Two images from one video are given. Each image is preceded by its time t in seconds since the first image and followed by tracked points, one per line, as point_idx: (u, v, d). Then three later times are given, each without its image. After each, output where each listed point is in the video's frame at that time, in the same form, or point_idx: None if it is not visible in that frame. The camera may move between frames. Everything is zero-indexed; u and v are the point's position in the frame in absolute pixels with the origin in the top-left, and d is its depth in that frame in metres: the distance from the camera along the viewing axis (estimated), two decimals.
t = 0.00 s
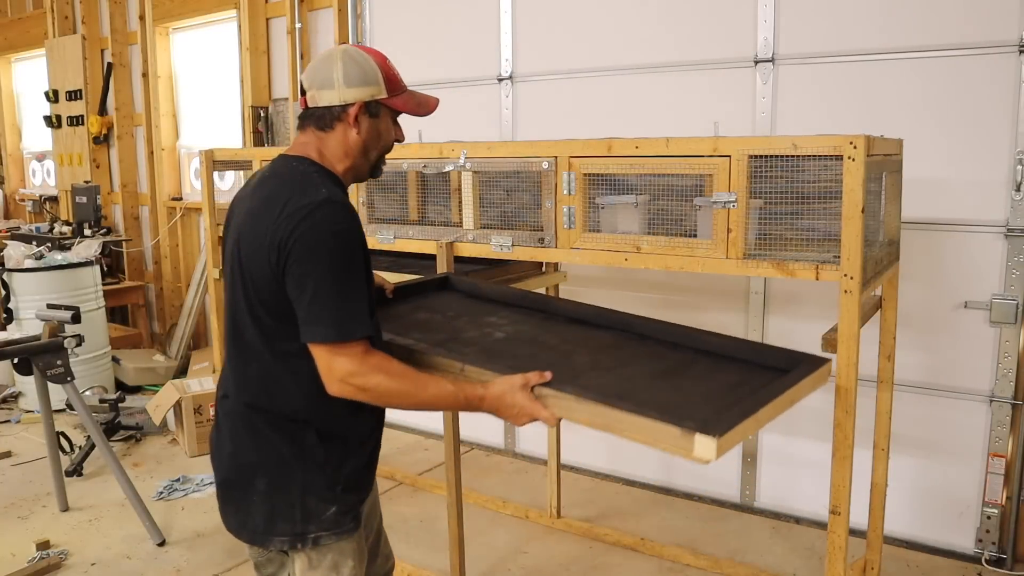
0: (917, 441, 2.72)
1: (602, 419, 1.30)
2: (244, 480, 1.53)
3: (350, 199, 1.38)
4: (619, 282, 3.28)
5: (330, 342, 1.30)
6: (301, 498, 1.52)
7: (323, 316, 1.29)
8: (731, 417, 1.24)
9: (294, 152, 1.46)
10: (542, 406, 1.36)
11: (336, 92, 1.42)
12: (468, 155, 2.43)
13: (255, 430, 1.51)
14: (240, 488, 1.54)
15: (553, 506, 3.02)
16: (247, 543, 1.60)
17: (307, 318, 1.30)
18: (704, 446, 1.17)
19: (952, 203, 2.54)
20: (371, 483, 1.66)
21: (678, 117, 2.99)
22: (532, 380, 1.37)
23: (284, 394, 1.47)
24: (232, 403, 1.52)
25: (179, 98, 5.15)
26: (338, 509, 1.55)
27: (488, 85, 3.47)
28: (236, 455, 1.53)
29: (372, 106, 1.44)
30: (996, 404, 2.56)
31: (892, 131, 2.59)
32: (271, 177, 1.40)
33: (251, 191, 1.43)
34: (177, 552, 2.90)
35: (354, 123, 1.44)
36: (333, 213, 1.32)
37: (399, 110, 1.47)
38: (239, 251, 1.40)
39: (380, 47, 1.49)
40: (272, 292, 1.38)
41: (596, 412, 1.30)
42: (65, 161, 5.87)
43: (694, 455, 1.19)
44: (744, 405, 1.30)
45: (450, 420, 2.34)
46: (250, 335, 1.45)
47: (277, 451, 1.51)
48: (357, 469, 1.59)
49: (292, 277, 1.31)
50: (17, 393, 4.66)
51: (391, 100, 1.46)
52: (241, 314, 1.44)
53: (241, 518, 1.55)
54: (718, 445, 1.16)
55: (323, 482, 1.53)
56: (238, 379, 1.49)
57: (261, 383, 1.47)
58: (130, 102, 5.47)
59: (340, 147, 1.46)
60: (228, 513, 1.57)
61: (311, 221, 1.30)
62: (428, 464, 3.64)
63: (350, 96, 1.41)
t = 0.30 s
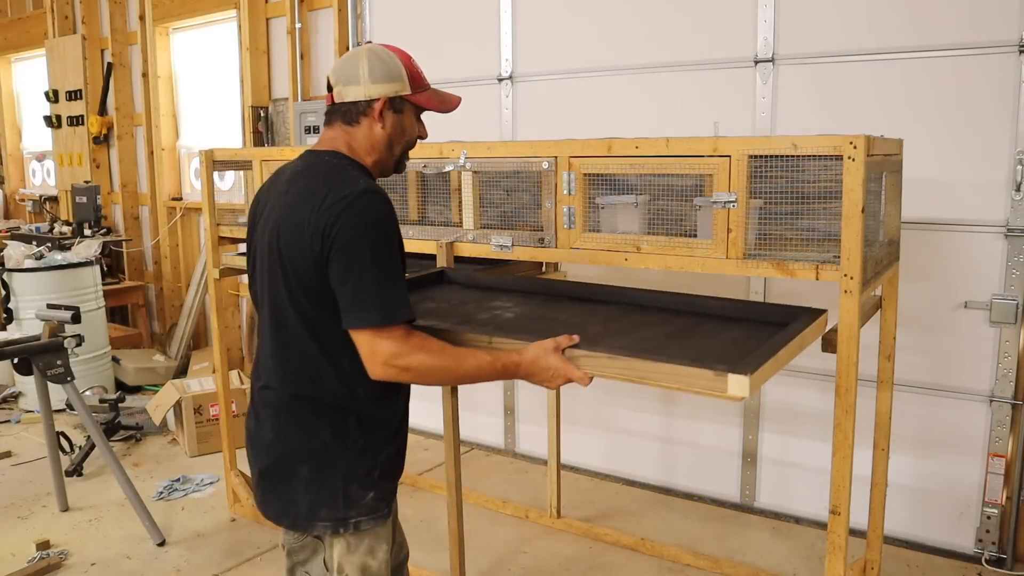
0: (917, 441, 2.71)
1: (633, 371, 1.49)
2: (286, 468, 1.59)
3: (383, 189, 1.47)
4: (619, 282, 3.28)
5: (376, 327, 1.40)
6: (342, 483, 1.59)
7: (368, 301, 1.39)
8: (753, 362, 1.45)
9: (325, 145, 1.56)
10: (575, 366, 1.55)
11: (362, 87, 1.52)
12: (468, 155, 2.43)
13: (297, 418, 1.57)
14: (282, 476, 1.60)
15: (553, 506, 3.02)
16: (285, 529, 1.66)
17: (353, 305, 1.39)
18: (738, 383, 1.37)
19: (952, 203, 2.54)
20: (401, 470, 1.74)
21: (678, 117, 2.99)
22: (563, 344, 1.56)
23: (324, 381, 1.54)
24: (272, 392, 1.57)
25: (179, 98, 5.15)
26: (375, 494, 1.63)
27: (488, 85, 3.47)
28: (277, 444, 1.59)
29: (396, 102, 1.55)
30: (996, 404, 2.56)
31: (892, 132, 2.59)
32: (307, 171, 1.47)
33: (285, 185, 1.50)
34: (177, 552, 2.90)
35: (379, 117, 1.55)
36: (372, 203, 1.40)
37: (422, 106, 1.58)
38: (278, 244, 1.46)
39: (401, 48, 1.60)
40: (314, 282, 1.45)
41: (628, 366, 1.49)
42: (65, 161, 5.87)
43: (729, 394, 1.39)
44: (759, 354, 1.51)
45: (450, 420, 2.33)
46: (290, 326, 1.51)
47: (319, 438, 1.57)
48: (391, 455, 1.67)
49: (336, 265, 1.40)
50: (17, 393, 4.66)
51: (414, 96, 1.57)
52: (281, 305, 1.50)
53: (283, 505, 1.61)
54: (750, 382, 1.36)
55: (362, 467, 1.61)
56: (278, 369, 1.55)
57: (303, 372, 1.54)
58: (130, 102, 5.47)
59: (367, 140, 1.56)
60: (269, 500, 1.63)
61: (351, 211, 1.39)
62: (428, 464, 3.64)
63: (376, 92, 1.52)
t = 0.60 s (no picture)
0: (917, 441, 2.71)
1: (661, 373, 1.64)
2: (300, 465, 1.60)
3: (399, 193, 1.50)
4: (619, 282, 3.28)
5: (402, 327, 1.44)
6: (356, 478, 1.61)
7: (393, 304, 1.43)
8: (778, 363, 1.59)
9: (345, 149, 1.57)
10: (601, 368, 1.69)
11: (388, 89, 1.55)
12: (468, 155, 2.42)
13: (312, 416, 1.58)
14: (296, 474, 1.60)
15: (553, 506, 3.02)
16: (294, 525, 1.66)
17: (377, 307, 1.43)
18: (768, 385, 1.51)
19: (953, 204, 2.54)
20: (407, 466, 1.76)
21: (677, 117, 2.99)
22: (590, 345, 1.71)
23: (340, 380, 1.56)
24: (286, 391, 1.58)
25: (179, 98, 5.15)
26: (387, 489, 1.66)
27: (488, 85, 3.47)
28: (292, 442, 1.59)
29: (412, 106, 1.61)
30: (996, 404, 2.56)
31: (892, 131, 2.58)
32: (323, 174, 1.49)
33: (301, 187, 1.51)
34: (176, 552, 2.90)
35: (400, 121, 1.60)
36: (393, 208, 1.45)
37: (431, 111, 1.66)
38: (297, 245, 1.47)
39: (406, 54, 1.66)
40: (334, 284, 1.47)
41: (657, 366, 1.64)
42: (65, 161, 5.87)
43: (758, 395, 1.53)
44: (783, 353, 1.65)
45: (450, 419, 2.33)
46: (306, 326, 1.52)
47: (334, 435, 1.59)
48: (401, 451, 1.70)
49: (360, 268, 1.43)
50: (17, 393, 4.66)
51: (424, 101, 1.64)
52: (298, 306, 1.51)
53: (296, 503, 1.62)
54: (779, 383, 1.51)
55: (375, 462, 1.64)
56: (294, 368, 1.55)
57: (319, 371, 1.54)
58: (130, 102, 5.47)
59: (384, 143, 1.60)
60: (281, 499, 1.63)
61: (374, 215, 1.43)
62: (428, 464, 3.64)
63: (400, 96, 1.57)
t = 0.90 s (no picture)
0: (917, 441, 2.71)
1: (674, 363, 1.74)
2: (304, 464, 1.60)
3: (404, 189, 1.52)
4: (620, 282, 3.28)
5: (409, 323, 1.45)
6: (360, 477, 1.62)
7: (400, 299, 1.44)
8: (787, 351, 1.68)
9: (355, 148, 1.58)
10: (612, 360, 1.76)
11: (402, 91, 1.59)
12: (468, 155, 2.42)
13: (317, 415, 1.57)
14: (298, 472, 1.61)
15: (553, 506, 3.02)
16: (296, 524, 1.65)
17: (384, 304, 1.44)
18: (778, 371, 1.60)
19: (953, 203, 2.54)
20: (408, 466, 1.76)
21: (677, 118, 2.99)
22: (601, 336, 1.79)
23: (345, 378, 1.56)
24: (290, 390, 1.57)
25: (179, 98, 5.15)
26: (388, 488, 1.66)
27: (488, 85, 3.47)
28: (296, 442, 1.59)
29: (415, 109, 1.66)
30: (996, 404, 2.56)
31: (892, 131, 2.58)
32: (328, 172, 1.50)
33: (305, 186, 1.52)
34: (176, 552, 2.90)
35: (409, 122, 1.65)
36: (399, 203, 1.46)
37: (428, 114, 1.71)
38: (303, 243, 1.48)
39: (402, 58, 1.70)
40: (340, 281, 1.48)
41: (668, 357, 1.74)
42: (65, 161, 5.87)
43: (767, 380, 1.62)
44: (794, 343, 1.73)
45: (450, 419, 2.33)
46: (311, 324, 1.52)
47: (338, 434, 1.59)
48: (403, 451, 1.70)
49: (367, 264, 1.44)
50: (17, 393, 4.66)
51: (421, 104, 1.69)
52: (304, 305, 1.51)
53: (299, 503, 1.61)
54: (788, 369, 1.59)
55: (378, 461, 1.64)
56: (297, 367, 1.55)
57: (324, 369, 1.55)
58: (130, 102, 5.47)
59: (391, 144, 1.64)
60: (285, 499, 1.63)
61: (380, 212, 1.44)
62: (428, 464, 3.64)
63: (409, 99, 1.61)
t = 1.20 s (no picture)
0: (917, 441, 2.71)
1: (663, 355, 1.74)
2: (303, 455, 1.61)
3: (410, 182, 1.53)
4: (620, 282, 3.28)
5: (411, 313, 1.46)
6: (357, 472, 1.61)
7: (402, 291, 1.45)
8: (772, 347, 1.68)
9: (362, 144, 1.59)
10: (604, 350, 1.78)
11: (407, 89, 1.60)
12: (468, 155, 2.42)
13: (316, 407, 1.57)
14: (298, 463, 1.62)
15: (553, 506, 3.02)
16: (291, 516, 1.67)
17: (387, 295, 1.45)
18: (760, 364, 1.59)
19: (953, 204, 2.54)
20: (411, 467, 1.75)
21: (677, 118, 2.99)
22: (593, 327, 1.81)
23: (346, 371, 1.56)
24: (292, 381, 1.58)
25: (179, 99, 5.15)
26: (387, 486, 1.65)
27: (488, 85, 3.47)
28: (296, 432, 1.60)
29: (426, 107, 1.66)
30: (996, 404, 2.56)
31: (892, 131, 2.58)
32: (336, 166, 1.52)
33: (314, 179, 1.54)
34: (176, 552, 2.90)
35: (417, 119, 1.64)
36: (403, 195, 1.47)
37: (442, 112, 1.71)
38: (309, 234, 1.50)
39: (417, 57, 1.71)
40: (344, 272, 1.49)
41: (657, 350, 1.73)
42: (65, 161, 5.87)
43: (751, 373, 1.61)
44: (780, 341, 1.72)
45: (450, 419, 2.33)
46: (314, 315, 1.53)
47: (337, 427, 1.59)
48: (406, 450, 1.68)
49: (371, 255, 1.45)
50: (17, 393, 4.66)
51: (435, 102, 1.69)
52: (308, 296, 1.52)
53: (296, 493, 1.62)
54: (770, 363, 1.59)
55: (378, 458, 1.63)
56: (299, 358, 1.56)
57: (326, 361, 1.55)
58: (130, 102, 5.47)
59: (400, 141, 1.64)
60: (283, 488, 1.64)
61: (384, 203, 1.45)
62: (428, 463, 3.64)
63: (416, 96, 1.61)
